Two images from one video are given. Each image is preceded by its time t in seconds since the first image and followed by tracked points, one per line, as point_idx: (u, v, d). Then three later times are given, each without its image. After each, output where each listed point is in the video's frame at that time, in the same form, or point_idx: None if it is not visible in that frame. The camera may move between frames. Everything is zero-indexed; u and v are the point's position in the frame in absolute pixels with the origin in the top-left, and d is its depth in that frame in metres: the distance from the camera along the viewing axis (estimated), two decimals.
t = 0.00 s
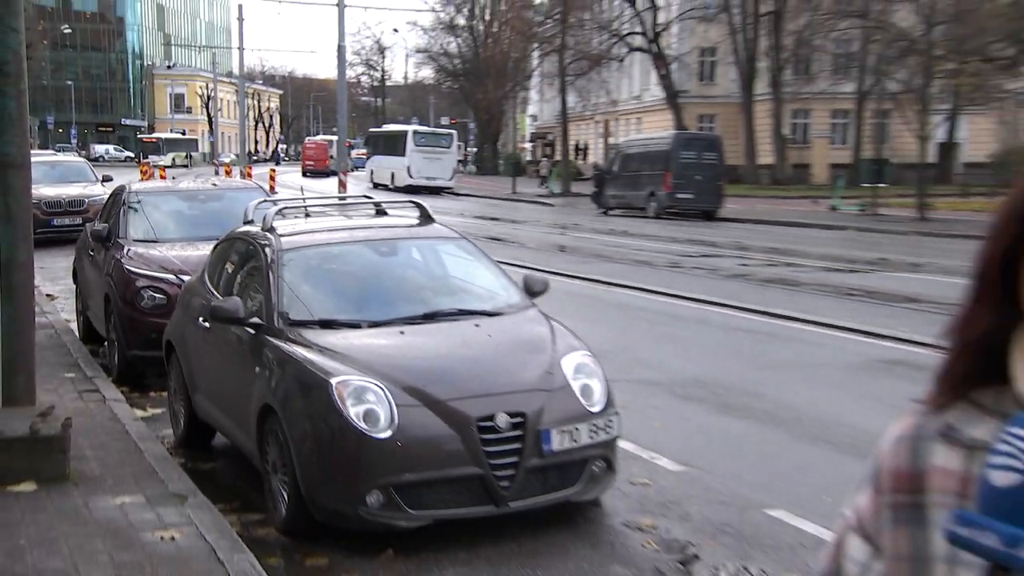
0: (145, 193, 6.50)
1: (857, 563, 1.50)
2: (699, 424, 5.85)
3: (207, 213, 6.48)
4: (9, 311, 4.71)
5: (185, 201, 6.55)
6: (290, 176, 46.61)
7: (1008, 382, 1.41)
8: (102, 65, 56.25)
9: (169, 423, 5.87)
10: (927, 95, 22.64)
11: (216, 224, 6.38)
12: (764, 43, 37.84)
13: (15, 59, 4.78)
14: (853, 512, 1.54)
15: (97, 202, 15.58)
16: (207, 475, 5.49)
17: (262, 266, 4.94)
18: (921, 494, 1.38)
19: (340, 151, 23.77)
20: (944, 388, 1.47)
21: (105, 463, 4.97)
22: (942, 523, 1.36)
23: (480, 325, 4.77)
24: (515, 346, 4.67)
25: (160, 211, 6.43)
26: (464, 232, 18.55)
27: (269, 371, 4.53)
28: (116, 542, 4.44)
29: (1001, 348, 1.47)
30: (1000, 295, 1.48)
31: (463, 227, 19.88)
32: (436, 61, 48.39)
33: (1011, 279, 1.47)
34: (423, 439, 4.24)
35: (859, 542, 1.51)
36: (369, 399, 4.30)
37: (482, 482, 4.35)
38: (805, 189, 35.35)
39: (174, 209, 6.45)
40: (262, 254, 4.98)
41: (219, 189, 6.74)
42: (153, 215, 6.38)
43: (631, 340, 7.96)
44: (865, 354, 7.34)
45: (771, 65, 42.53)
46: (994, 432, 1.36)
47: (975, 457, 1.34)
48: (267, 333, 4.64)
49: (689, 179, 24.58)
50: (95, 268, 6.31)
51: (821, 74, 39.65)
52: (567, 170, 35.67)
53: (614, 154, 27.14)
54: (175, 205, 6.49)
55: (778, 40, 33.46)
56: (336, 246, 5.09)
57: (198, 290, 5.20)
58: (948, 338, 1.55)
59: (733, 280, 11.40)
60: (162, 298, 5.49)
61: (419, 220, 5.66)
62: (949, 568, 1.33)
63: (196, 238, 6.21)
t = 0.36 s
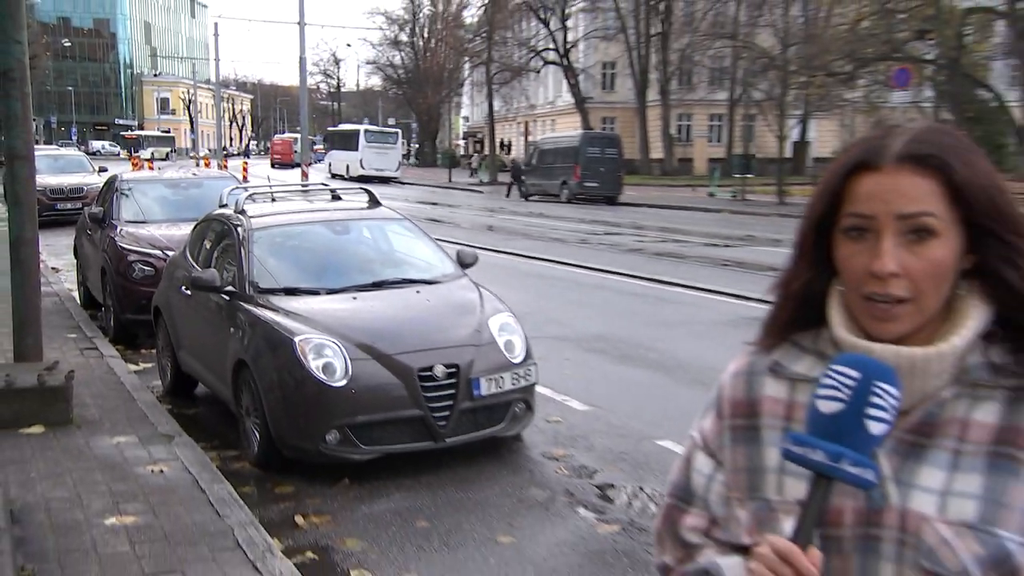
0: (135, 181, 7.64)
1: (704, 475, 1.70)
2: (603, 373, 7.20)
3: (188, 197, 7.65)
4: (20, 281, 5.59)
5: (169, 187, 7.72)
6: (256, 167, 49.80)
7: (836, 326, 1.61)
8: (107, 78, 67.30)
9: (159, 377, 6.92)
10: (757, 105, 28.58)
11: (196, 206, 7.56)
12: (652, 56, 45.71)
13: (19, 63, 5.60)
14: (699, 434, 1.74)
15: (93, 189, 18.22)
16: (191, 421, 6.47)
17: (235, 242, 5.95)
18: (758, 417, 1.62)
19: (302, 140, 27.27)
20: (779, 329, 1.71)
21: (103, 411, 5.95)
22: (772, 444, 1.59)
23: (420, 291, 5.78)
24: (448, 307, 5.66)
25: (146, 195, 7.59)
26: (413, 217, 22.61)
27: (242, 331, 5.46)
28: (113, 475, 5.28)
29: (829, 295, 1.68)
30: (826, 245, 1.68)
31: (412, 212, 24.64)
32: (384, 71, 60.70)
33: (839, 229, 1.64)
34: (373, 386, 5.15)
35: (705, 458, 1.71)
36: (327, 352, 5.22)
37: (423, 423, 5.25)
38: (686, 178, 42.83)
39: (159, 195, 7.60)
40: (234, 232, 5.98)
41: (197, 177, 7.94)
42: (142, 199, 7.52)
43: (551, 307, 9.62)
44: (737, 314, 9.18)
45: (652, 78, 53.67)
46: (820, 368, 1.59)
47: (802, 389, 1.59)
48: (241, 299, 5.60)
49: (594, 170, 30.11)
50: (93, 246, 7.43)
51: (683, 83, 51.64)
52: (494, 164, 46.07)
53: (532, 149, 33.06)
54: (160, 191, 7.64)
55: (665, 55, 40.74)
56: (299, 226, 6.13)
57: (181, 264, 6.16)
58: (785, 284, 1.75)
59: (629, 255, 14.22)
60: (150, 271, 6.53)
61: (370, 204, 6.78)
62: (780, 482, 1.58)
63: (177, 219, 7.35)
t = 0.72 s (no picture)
0: (133, 170, 8.80)
1: (620, 420, 1.93)
2: (546, 334, 8.31)
3: (178, 184, 8.82)
4: (31, 259, 6.47)
5: (162, 176, 8.90)
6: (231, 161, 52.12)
7: (735, 285, 1.86)
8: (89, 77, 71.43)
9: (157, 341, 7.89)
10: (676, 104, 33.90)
11: (185, 191, 8.74)
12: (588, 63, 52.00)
13: (27, 66, 6.40)
14: (616, 384, 1.97)
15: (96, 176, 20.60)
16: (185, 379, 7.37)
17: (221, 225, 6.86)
18: (666, 371, 1.86)
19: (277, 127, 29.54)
20: (684, 290, 1.95)
21: (107, 371, 6.83)
22: (681, 393, 1.83)
23: (386, 266, 6.67)
24: (409, 279, 6.55)
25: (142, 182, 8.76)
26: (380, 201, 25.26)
27: (229, 301, 6.33)
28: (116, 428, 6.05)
29: (732, 257, 1.92)
30: (729, 214, 1.94)
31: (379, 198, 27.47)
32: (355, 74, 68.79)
33: (741, 198, 1.89)
34: (345, 349, 5.99)
35: (620, 406, 1.94)
36: (304, 320, 6.05)
37: (388, 379, 6.10)
38: (617, 169, 48.78)
39: (154, 182, 8.77)
40: (221, 217, 6.91)
41: (188, 167, 9.12)
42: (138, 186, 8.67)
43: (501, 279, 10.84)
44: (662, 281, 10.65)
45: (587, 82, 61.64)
46: (721, 325, 1.84)
47: (704, 344, 1.84)
48: (228, 273, 6.47)
49: (537, 161, 34.34)
50: (97, 227, 8.55)
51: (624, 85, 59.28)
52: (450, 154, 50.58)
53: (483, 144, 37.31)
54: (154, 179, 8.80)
55: (597, 62, 47.11)
56: (278, 210, 7.05)
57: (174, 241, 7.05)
58: (694, 248, 1.99)
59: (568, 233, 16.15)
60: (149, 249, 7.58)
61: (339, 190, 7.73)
62: (687, 424, 1.81)
63: (169, 203, 8.51)
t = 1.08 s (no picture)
0: (128, 159, 9.94)
1: (582, 382, 2.04)
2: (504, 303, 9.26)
3: (170, 170, 10.02)
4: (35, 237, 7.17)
5: (155, 163, 10.07)
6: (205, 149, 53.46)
7: (681, 251, 2.02)
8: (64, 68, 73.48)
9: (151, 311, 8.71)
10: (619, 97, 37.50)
11: (176, 175, 9.94)
12: (541, 60, 56.16)
13: (27, 61, 7.02)
14: (575, 348, 2.08)
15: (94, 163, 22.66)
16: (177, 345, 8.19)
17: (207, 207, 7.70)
18: (623, 334, 1.98)
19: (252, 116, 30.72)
20: (632, 261, 2.10)
21: (106, 338, 7.59)
22: (637, 355, 1.95)
23: (359, 242, 7.44)
24: (380, 253, 7.32)
25: (137, 168, 9.95)
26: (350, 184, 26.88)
27: (217, 275, 7.09)
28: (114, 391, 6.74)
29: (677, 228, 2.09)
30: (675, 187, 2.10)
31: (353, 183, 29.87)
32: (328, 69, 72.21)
33: (686, 173, 2.06)
34: (322, 316, 6.71)
35: (581, 369, 2.05)
36: (284, 291, 6.76)
37: (362, 343, 6.84)
38: (568, 156, 52.96)
39: (148, 168, 9.92)
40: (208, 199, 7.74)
41: (178, 154, 10.29)
42: (133, 171, 9.82)
43: (464, 255, 12.02)
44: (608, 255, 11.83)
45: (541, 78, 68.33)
46: (669, 291, 1.98)
47: (657, 308, 1.97)
48: (215, 249, 7.23)
49: (495, 148, 38.88)
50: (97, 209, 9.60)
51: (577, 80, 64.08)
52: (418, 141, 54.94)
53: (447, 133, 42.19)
54: (148, 165, 9.96)
55: (548, 60, 51.07)
56: (260, 192, 7.85)
57: (165, 222, 7.90)
58: (642, 223, 2.15)
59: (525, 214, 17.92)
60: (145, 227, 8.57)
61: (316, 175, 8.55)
62: (645, 382, 1.93)
63: (162, 186, 9.67)
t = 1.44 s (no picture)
0: (111, 151, 10.53)
1: (558, 364, 2.16)
2: (465, 284, 10.08)
3: (150, 161, 10.61)
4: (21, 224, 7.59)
5: (136, 154, 10.67)
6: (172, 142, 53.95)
7: (644, 252, 2.10)
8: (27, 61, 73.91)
9: (134, 292, 9.30)
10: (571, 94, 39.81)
11: (156, 167, 10.53)
12: (498, 58, 58.85)
13: (10, 58, 7.42)
14: (551, 334, 2.20)
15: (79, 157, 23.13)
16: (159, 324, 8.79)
17: (185, 196, 8.26)
18: (594, 318, 2.09)
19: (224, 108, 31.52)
20: (599, 253, 2.20)
21: (92, 317, 8.14)
22: (609, 336, 2.05)
23: (329, 228, 8.05)
24: (348, 238, 7.93)
25: (118, 159, 10.51)
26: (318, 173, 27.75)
27: (196, 259, 7.65)
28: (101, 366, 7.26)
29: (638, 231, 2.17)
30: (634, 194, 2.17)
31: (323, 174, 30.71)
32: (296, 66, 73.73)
33: (644, 183, 2.12)
34: (294, 297, 7.28)
35: (558, 352, 2.17)
36: (259, 273, 7.31)
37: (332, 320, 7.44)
38: (523, 149, 55.30)
39: (129, 159, 10.52)
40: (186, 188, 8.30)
41: (157, 147, 10.91)
42: (115, 163, 10.40)
43: (429, 242, 12.91)
44: (560, 240, 12.77)
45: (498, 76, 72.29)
46: (635, 278, 2.08)
47: (625, 294, 2.07)
48: (193, 235, 7.77)
49: (456, 141, 40.34)
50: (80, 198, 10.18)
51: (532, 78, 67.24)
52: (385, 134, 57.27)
53: (410, 127, 43.61)
54: (129, 157, 10.55)
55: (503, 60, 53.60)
56: (236, 181, 8.43)
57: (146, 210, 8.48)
58: (606, 223, 2.24)
59: (483, 203, 19.09)
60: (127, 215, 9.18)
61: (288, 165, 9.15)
62: (618, 361, 2.04)
63: (143, 177, 10.27)
